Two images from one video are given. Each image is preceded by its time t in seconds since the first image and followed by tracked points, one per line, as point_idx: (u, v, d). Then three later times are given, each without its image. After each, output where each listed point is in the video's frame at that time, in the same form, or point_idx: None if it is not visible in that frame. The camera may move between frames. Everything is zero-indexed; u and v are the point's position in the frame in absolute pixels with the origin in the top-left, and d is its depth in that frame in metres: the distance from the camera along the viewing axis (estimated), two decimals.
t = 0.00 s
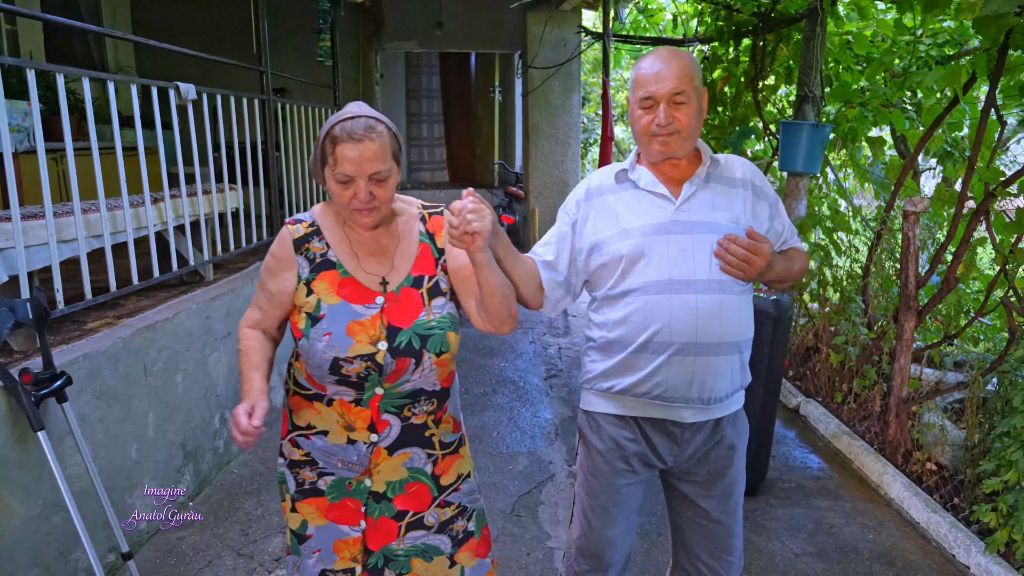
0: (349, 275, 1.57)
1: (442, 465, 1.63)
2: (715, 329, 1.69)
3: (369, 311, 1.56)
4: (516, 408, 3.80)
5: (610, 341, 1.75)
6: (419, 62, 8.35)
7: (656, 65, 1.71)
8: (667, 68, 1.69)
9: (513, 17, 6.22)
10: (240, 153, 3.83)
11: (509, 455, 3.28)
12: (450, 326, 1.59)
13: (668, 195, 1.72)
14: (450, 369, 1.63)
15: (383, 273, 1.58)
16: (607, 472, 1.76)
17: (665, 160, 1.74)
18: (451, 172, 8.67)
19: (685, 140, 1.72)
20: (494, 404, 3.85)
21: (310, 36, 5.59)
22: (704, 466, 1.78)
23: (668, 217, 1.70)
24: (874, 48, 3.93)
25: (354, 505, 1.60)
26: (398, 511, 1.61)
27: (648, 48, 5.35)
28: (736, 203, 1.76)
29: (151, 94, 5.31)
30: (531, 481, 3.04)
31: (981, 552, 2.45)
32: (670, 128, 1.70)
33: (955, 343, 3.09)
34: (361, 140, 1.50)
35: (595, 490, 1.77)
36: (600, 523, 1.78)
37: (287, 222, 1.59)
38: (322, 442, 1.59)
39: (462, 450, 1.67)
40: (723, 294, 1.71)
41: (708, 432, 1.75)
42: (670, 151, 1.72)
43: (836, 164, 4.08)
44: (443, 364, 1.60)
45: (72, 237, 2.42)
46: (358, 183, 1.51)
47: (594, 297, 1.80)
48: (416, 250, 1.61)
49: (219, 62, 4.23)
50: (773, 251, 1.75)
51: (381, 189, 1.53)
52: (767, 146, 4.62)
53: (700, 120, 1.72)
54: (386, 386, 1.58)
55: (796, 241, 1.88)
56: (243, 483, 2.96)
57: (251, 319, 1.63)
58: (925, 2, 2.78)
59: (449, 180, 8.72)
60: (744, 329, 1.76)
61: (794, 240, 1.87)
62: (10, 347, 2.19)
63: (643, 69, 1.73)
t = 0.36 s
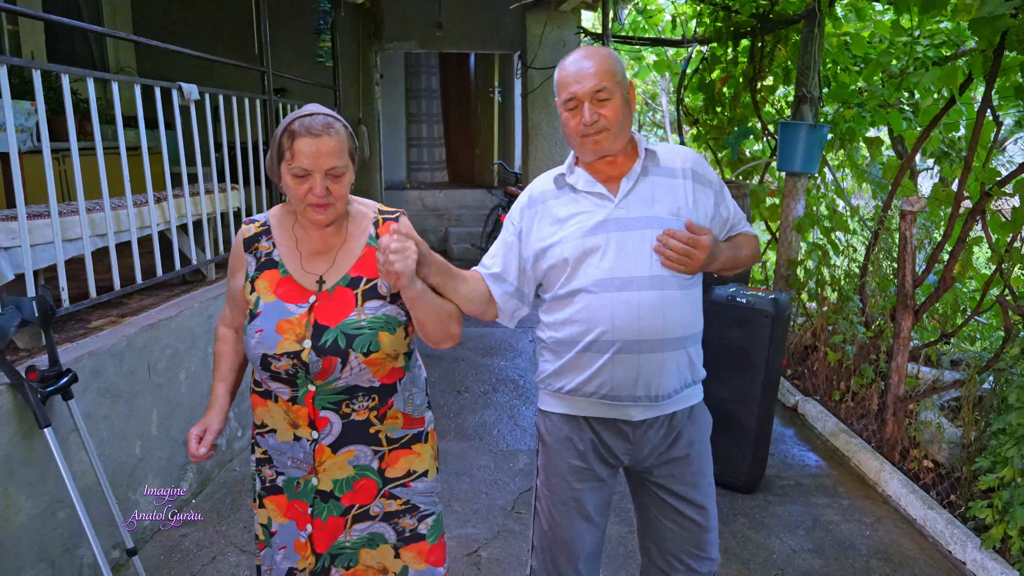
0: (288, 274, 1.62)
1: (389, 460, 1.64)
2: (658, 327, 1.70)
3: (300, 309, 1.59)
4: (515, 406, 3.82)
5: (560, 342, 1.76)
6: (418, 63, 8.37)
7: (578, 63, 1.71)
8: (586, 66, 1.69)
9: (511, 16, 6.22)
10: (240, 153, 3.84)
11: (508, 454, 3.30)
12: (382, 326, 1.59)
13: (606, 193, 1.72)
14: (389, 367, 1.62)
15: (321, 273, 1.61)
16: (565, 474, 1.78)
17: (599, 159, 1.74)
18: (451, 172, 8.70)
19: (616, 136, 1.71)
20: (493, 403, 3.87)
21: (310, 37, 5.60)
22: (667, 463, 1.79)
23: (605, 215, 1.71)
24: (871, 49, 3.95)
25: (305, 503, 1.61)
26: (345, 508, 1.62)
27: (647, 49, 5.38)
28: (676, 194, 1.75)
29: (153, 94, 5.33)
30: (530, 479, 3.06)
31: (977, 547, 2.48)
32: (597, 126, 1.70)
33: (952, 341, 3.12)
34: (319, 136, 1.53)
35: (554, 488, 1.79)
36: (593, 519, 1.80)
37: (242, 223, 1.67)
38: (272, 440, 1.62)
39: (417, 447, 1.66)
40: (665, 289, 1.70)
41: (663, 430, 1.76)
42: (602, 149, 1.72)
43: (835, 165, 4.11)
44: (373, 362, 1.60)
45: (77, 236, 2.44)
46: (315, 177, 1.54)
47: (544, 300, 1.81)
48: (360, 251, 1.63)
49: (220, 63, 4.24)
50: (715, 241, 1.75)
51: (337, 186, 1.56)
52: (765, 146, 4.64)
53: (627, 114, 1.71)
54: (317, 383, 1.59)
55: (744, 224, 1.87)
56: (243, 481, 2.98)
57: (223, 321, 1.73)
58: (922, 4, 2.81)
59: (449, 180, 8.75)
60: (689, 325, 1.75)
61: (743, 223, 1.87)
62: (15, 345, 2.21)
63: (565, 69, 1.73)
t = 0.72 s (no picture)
0: (288, 276, 1.61)
1: (396, 453, 1.65)
2: (644, 325, 1.72)
3: (303, 311, 1.59)
4: (515, 405, 3.84)
5: (547, 343, 1.77)
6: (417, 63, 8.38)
7: (558, 60, 1.71)
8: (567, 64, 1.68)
9: (511, 16, 6.23)
10: (241, 153, 3.85)
11: (508, 451, 3.31)
12: (385, 325, 1.61)
13: (589, 193, 1.74)
14: (394, 364, 1.65)
15: (321, 273, 1.61)
16: (558, 472, 1.78)
17: (581, 158, 1.75)
18: (450, 172, 8.71)
19: (598, 134, 1.72)
20: (493, 401, 3.88)
21: (310, 37, 5.61)
22: (654, 458, 1.81)
23: (588, 214, 1.72)
24: (870, 48, 3.96)
25: (315, 502, 1.61)
26: (358, 503, 1.63)
27: (647, 49, 5.40)
28: (658, 193, 1.77)
29: (153, 94, 5.34)
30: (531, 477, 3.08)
31: (974, 544, 2.49)
32: (580, 126, 1.70)
33: (950, 339, 3.14)
34: (317, 133, 1.55)
35: (546, 487, 1.79)
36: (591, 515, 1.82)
37: (235, 224, 1.65)
38: (278, 444, 1.62)
39: (422, 438, 1.68)
40: (650, 288, 1.73)
41: (651, 425, 1.78)
42: (585, 149, 1.72)
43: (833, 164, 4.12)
44: (380, 360, 1.62)
45: (80, 235, 2.45)
46: (313, 175, 1.55)
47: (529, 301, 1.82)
48: (358, 251, 1.63)
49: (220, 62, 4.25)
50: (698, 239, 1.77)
51: (333, 184, 1.58)
52: (764, 146, 4.65)
53: (608, 112, 1.72)
54: (324, 384, 1.60)
55: (718, 214, 1.90)
56: (245, 479, 2.99)
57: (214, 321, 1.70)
58: (921, 4, 2.83)
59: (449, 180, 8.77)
60: (674, 323, 1.78)
61: (720, 219, 1.90)
62: (19, 343, 2.22)
63: (547, 66, 1.72)
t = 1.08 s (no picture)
0: (335, 268, 1.62)
1: (426, 452, 1.68)
2: (661, 325, 1.74)
3: (354, 304, 1.61)
4: (513, 404, 3.86)
5: (564, 339, 1.79)
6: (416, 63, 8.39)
7: (608, 57, 1.76)
8: (617, 60, 1.73)
9: (509, 17, 6.24)
10: (241, 153, 3.87)
11: (506, 450, 3.33)
12: (433, 318, 1.64)
13: (616, 192, 1.76)
14: (435, 360, 1.68)
15: (370, 267, 1.63)
16: (569, 466, 1.81)
17: (613, 154, 1.79)
18: (449, 172, 8.73)
19: (635, 133, 1.77)
20: (491, 400, 3.90)
21: (309, 37, 5.62)
22: (666, 455, 1.83)
23: (615, 213, 1.75)
24: (867, 49, 3.99)
25: (340, 496, 1.64)
26: (382, 492, 1.66)
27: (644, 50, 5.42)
28: (684, 199, 1.80)
29: (153, 94, 5.36)
30: (529, 475, 3.10)
31: (969, 541, 2.51)
32: (619, 122, 1.75)
33: (945, 338, 3.16)
34: (374, 127, 1.58)
35: (557, 481, 1.82)
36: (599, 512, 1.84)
37: (278, 216, 1.65)
38: (310, 436, 1.63)
39: (450, 439, 1.71)
40: (668, 290, 1.75)
41: (664, 424, 1.80)
42: (619, 146, 1.77)
43: (830, 164, 4.14)
44: (427, 355, 1.65)
45: (80, 235, 2.47)
46: (367, 168, 1.58)
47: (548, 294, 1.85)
48: (402, 244, 1.65)
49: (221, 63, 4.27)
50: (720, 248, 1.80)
51: (384, 179, 1.61)
52: (761, 146, 4.67)
53: (648, 115, 1.77)
54: (372, 376, 1.63)
55: (741, 234, 1.92)
56: (245, 477, 3.01)
57: (243, 312, 1.65)
58: (916, 5, 2.84)
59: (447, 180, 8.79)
60: (690, 326, 1.80)
61: (741, 235, 1.93)
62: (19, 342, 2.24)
63: (595, 61, 1.77)
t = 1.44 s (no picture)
0: (383, 272, 1.63)
1: (457, 457, 1.71)
2: (700, 325, 1.77)
3: (403, 308, 1.62)
4: (511, 402, 3.89)
5: (604, 332, 1.82)
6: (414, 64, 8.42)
7: (696, 65, 1.79)
8: (704, 72, 1.76)
9: (507, 18, 6.27)
10: (241, 154, 3.90)
11: (503, 448, 3.36)
12: (477, 326, 1.69)
13: (666, 194, 1.79)
14: (471, 367, 1.73)
15: (416, 272, 1.65)
16: (598, 458, 1.84)
17: (672, 155, 1.81)
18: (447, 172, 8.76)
19: (701, 142, 1.79)
20: (488, 398, 3.93)
21: (309, 38, 5.65)
22: (689, 454, 1.85)
23: (662, 217, 1.78)
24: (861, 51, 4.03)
25: (374, 491, 1.67)
26: (415, 500, 1.69)
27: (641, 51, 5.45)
28: (728, 208, 1.84)
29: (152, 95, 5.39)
30: (525, 472, 3.13)
31: (959, 537, 2.55)
32: (692, 128, 1.76)
33: (937, 337, 3.20)
34: (422, 129, 1.61)
35: (585, 478, 1.85)
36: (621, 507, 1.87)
37: (323, 220, 1.64)
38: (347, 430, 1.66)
39: (477, 443, 1.76)
40: (707, 292, 1.78)
41: (693, 423, 1.82)
42: (682, 148, 1.79)
43: (825, 164, 4.17)
44: (467, 362, 1.70)
45: (80, 234, 2.50)
46: (412, 169, 1.60)
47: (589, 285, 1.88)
48: (446, 253, 1.69)
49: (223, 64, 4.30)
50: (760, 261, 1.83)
51: (428, 180, 1.63)
52: (757, 146, 4.70)
53: (716, 130, 1.80)
54: (415, 380, 1.66)
55: (775, 257, 1.96)
56: (245, 474, 3.04)
57: (290, 319, 1.65)
58: (906, 7, 2.88)
59: (446, 180, 8.82)
60: (726, 328, 1.83)
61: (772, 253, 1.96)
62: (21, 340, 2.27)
63: (678, 67, 1.80)
